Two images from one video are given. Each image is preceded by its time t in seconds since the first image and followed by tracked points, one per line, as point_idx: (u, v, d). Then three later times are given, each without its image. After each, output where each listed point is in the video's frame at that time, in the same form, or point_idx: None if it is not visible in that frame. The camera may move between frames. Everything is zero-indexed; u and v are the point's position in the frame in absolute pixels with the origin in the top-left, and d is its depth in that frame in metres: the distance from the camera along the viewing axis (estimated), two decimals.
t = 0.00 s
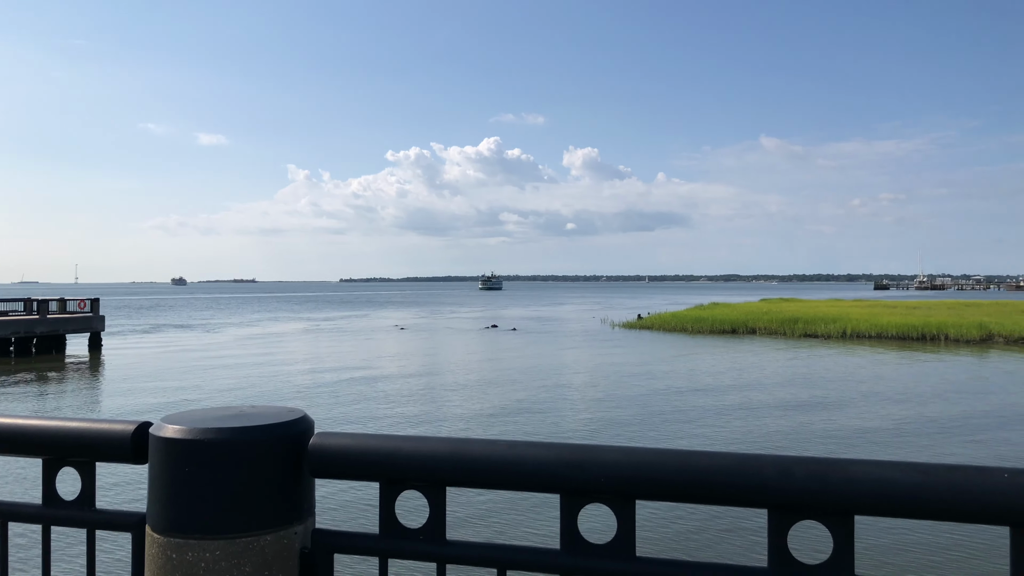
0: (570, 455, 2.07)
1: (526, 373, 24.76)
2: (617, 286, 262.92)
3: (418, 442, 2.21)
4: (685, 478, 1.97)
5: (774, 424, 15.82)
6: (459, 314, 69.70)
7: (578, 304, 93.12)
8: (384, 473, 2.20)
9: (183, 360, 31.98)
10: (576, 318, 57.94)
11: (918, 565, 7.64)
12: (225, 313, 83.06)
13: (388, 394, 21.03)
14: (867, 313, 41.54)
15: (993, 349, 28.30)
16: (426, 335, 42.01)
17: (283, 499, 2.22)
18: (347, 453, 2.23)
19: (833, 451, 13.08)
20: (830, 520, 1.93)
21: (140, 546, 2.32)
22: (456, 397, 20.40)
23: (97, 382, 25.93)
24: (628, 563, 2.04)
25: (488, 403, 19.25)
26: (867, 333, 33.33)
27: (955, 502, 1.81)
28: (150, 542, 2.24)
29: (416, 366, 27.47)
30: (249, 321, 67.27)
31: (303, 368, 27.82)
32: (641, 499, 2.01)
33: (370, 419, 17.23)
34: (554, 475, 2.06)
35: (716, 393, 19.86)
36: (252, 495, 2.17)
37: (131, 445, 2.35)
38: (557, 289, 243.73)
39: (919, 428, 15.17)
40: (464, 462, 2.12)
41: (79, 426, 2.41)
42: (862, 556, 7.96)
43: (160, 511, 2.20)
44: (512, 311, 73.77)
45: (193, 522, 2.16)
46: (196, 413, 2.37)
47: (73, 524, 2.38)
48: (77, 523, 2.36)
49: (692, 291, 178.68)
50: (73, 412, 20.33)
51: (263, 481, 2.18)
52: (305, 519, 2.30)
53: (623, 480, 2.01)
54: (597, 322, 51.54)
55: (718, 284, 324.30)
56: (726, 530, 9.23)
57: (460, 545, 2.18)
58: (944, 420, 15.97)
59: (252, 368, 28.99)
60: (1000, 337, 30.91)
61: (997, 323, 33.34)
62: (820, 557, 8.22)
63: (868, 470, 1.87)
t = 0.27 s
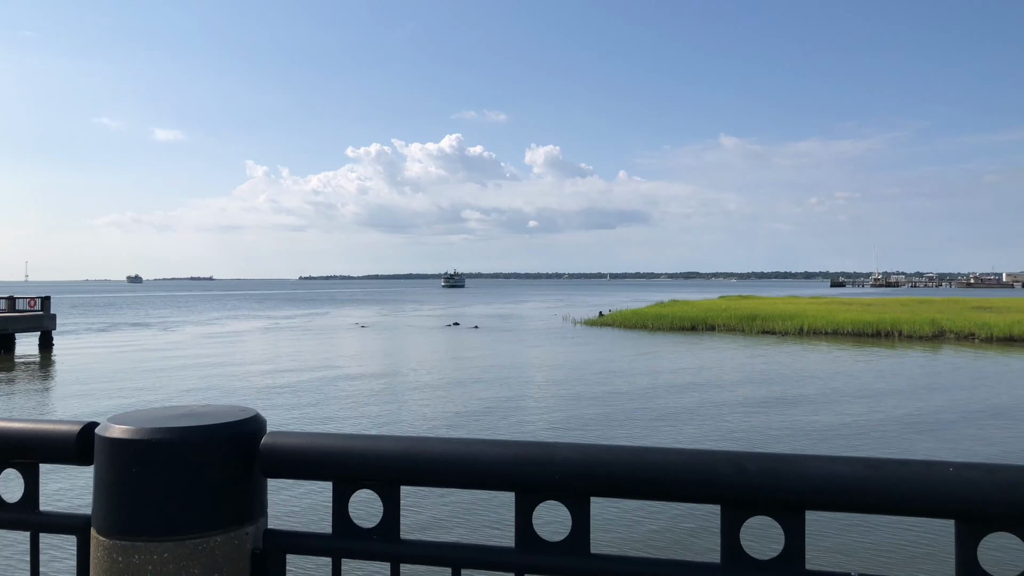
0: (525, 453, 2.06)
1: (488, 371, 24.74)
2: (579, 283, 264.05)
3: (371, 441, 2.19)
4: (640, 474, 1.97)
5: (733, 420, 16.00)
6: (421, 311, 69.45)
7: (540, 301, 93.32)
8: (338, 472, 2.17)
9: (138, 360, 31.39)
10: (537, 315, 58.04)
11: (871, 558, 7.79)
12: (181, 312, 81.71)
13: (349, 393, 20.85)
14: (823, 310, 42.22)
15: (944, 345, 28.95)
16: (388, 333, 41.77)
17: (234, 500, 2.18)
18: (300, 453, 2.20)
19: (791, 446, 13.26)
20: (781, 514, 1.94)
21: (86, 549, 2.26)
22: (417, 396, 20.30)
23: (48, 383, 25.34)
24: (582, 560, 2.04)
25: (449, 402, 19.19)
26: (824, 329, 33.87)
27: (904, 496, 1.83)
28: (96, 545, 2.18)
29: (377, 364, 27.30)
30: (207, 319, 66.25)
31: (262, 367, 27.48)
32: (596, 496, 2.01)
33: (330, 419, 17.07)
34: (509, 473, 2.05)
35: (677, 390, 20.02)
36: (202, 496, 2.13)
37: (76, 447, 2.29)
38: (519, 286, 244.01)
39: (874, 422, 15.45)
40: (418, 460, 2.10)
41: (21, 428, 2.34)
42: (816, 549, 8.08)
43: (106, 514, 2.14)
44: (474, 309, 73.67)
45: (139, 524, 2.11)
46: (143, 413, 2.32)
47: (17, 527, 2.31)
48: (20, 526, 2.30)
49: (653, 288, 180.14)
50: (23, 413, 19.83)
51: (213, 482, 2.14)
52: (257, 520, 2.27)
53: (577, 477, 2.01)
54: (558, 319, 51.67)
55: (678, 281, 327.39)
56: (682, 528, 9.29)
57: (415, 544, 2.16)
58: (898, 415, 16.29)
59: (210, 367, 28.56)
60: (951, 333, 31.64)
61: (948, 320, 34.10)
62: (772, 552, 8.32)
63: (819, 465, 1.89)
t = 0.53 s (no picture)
0: (474, 455, 2.05)
1: (443, 373, 24.67)
2: (534, 284, 264.73)
3: (316, 444, 2.16)
4: (588, 474, 1.97)
5: (685, 420, 16.18)
6: (376, 313, 68.97)
7: (496, 302, 93.39)
8: (284, 476, 2.13)
9: (83, 363, 30.64)
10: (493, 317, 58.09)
11: (818, 554, 7.93)
12: (129, 314, 79.97)
13: (302, 396, 20.61)
14: (773, 311, 42.93)
15: (890, 345, 29.64)
16: (342, 335, 41.42)
17: (175, 506, 2.13)
18: (244, 457, 2.16)
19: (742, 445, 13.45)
20: (726, 513, 1.96)
21: (20, 557, 2.19)
22: (371, 398, 20.14)
23: None
24: (531, 561, 2.03)
25: (403, 404, 19.09)
26: (774, 330, 34.44)
27: (846, 493, 1.86)
28: (30, 554, 2.11)
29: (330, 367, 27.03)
30: (155, 321, 64.92)
31: (213, 370, 27.02)
32: (544, 496, 2.01)
33: (283, 422, 16.83)
34: (457, 474, 2.04)
35: (631, 391, 20.20)
36: (140, 502, 2.07)
37: (10, 452, 2.21)
38: (474, 287, 243.86)
39: (822, 421, 15.75)
40: (366, 464, 2.08)
41: None
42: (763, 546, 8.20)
43: (41, 522, 2.08)
44: (430, 310, 73.46)
45: (76, 530, 2.05)
46: (82, 417, 2.26)
47: None
48: None
49: (607, 290, 181.58)
50: None
51: (153, 488, 2.09)
52: (199, 525, 2.22)
53: (524, 478, 2.00)
54: (513, 321, 51.75)
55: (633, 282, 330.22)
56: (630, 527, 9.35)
57: (362, 549, 2.14)
58: (846, 414, 16.63)
59: (158, 370, 27.98)
60: (897, 333, 32.41)
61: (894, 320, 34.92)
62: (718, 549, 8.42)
63: (763, 463, 1.91)
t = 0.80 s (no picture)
0: (412, 453, 2.03)
1: (390, 372, 24.50)
2: (483, 283, 264.53)
3: (251, 443, 2.11)
4: (526, 474, 1.97)
5: (632, 418, 16.32)
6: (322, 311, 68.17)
7: (444, 301, 93.12)
8: (217, 477, 2.08)
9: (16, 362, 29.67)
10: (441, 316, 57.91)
11: (758, 550, 8.05)
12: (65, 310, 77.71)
13: (246, 395, 20.26)
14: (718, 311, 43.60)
15: (830, 345, 30.32)
16: (287, 333, 40.84)
17: (103, 508, 2.06)
18: (176, 457, 2.11)
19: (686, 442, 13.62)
20: (666, 511, 1.96)
21: None
22: (316, 398, 19.89)
23: None
24: (470, 560, 2.02)
25: (349, 403, 18.92)
26: (719, 329, 34.98)
27: (780, 489, 1.88)
28: None
29: (275, 366, 26.63)
30: (94, 318, 63.18)
31: (153, 369, 26.39)
32: (484, 495, 1.99)
33: (225, 422, 16.51)
34: (395, 474, 2.01)
35: (578, 390, 20.31)
36: (64, 504, 2.00)
37: None
38: (423, 286, 243.00)
39: (765, 419, 16.03)
40: (303, 463, 2.04)
41: None
42: (704, 543, 8.30)
43: None
44: (378, 309, 72.92)
45: None
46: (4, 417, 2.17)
47: None
48: None
49: (556, 289, 182.61)
50: None
51: (80, 490, 2.02)
52: (128, 528, 2.16)
53: (464, 477, 1.98)
54: (461, 320, 51.63)
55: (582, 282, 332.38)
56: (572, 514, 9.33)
57: (298, 550, 2.10)
58: (787, 412, 16.96)
59: (96, 368, 27.23)
60: (836, 332, 33.19)
61: (834, 320, 35.75)
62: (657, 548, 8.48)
63: (701, 460, 1.93)
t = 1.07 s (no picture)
0: (369, 456, 2.00)
1: (353, 373, 24.34)
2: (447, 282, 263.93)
3: (207, 448, 2.07)
4: (484, 474, 1.96)
5: (597, 416, 16.38)
6: (284, 312, 67.54)
7: (408, 301, 92.79)
8: (171, 483, 2.04)
9: None
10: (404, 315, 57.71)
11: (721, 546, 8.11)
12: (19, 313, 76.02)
13: (206, 398, 19.99)
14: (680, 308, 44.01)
15: (791, 341, 30.74)
16: (248, 335, 40.38)
17: (51, 517, 2.01)
18: (128, 463, 2.06)
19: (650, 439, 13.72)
20: (624, 509, 1.96)
21: None
22: (279, 400, 19.68)
23: None
24: (428, 563, 2.01)
25: (313, 405, 18.75)
26: (682, 326, 35.28)
27: (737, 486, 1.89)
28: None
29: (236, 368, 26.31)
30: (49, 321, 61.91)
31: (111, 372, 25.92)
32: (441, 497, 1.98)
33: (186, 425, 16.26)
34: (350, 477, 1.99)
35: (543, 388, 20.34)
36: (11, 513, 1.95)
37: None
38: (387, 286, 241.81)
39: (727, 415, 16.21)
40: (259, 468, 2.01)
41: None
42: (667, 540, 8.33)
43: None
44: (341, 309, 72.44)
45: None
46: None
47: None
48: None
49: (520, 288, 182.83)
50: None
51: (28, 499, 1.97)
52: (79, 536, 2.10)
53: (421, 479, 1.97)
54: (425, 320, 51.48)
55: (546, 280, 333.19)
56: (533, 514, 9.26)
57: (253, 556, 2.07)
58: (750, 408, 17.13)
59: (51, 373, 26.67)
60: (797, 328, 33.65)
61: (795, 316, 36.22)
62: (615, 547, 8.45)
63: (659, 458, 1.93)
